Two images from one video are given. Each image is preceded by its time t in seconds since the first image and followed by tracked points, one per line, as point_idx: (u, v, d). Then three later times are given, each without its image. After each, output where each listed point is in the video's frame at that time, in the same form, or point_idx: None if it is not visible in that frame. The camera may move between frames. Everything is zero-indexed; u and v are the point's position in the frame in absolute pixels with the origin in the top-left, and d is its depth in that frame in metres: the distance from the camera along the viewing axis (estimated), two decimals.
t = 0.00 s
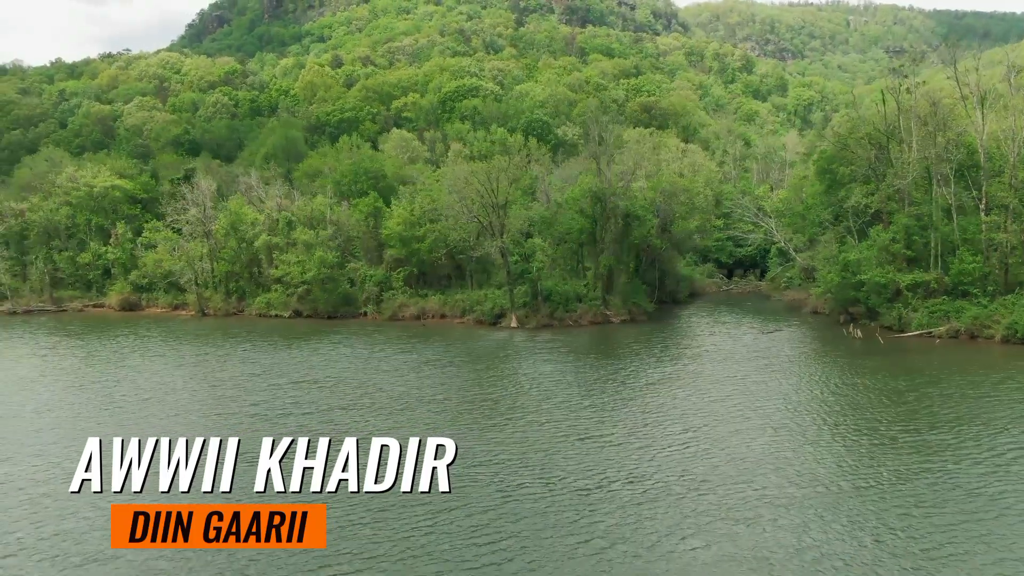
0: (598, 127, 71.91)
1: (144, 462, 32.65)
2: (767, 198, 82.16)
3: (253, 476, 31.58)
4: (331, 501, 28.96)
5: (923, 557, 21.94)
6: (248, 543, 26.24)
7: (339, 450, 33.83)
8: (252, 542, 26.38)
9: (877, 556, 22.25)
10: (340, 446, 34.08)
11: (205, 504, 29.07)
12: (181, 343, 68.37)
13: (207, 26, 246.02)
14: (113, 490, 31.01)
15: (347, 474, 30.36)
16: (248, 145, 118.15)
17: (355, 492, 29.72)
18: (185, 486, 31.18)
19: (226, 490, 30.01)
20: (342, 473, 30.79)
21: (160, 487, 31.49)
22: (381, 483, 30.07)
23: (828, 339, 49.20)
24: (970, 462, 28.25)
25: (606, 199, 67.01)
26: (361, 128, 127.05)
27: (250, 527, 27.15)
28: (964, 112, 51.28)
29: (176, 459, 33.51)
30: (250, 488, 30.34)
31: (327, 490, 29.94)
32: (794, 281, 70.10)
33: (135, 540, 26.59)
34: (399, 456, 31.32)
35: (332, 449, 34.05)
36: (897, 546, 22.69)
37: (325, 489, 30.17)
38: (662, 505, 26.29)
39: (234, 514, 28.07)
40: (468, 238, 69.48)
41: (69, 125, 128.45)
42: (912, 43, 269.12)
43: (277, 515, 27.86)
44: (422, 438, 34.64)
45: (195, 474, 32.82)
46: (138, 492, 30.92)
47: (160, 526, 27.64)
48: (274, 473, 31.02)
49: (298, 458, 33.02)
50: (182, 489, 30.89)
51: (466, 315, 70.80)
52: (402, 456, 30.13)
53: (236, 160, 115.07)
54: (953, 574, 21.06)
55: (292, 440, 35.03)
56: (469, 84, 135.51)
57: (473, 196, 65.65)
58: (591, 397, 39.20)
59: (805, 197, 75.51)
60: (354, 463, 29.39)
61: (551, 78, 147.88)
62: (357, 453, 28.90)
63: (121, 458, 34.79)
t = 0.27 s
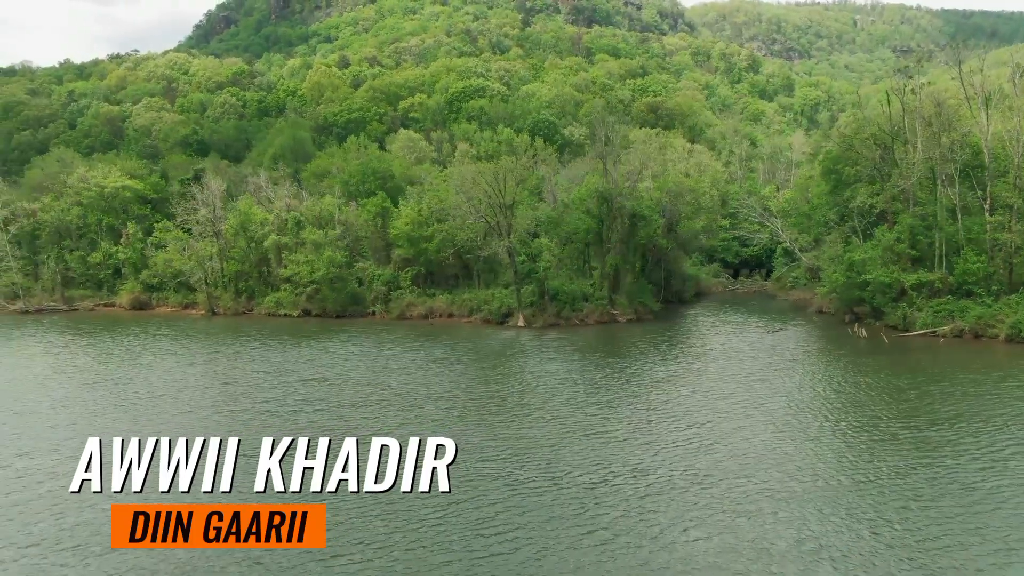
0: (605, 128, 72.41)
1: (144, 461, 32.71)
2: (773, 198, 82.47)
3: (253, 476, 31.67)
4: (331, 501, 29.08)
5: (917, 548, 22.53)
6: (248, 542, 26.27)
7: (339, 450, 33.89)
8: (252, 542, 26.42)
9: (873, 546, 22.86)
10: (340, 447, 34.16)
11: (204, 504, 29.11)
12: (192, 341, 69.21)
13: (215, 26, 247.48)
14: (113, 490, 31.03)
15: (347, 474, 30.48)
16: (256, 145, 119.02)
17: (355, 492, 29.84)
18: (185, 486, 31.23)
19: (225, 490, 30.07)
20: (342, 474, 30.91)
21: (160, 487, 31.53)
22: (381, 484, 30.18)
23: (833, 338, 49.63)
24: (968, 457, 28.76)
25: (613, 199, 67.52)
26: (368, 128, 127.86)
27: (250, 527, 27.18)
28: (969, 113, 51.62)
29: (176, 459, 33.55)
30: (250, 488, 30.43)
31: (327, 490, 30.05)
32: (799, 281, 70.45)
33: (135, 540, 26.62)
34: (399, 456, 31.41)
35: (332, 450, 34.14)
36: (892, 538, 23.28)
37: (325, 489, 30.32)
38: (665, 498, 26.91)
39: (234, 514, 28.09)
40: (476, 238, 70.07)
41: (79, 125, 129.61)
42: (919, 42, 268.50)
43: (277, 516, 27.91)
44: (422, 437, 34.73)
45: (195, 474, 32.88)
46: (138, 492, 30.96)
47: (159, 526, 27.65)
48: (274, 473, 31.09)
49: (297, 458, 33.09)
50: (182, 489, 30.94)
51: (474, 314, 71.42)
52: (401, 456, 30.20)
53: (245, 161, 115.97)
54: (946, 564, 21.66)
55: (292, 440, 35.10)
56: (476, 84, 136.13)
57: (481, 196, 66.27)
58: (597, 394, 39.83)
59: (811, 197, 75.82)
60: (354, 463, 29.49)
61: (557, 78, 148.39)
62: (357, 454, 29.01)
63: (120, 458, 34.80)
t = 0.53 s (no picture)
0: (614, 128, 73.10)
1: (144, 462, 33.10)
2: (781, 198, 82.88)
3: (254, 476, 31.93)
4: (331, 501, 29.29)
5: (912, 536, 23.41)
6: (248, 543, 26.60)
7: (339, 450, 34.13)
8: (253, 542, 26.74)
9: (870, 535, 23.74)
10: (340, 447, 34.40)
11: (205, 504, 29.42)
12: (207, 339, 70.43)
13: (226, 26, 249.57)
14: (114, 490, 31.41)
15: (347, 474, 30.72)
16: (268, 146, 120.32)
17: (355, 492, 30.07)
18: (185, 487, 31.55)
19: (225, 490, 30.36)
20: (342, 473, 31.15)
21: (160, 487, 31.87)
22: (381, 483, 30.41)
23: (840, 337, 50.21)
24: (966, 451, 29.47)
25: (622, 200, 68.23)
26: (379, 128, 128.97)
27: (250, 527, 27.49)
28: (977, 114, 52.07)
29: (176, 459, 33.88)
30: (250, 488, 30.68)
31: (327, 490, 30.28)
32: (808, 281, 70.92)
33: (135, 540, 27.02)
34: (399, 456, 31.65)
35: (332, 450, 34.37)
36: (887, 527, 24.17)
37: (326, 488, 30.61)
38: (669, 488, 27.75)
39: (234, 514, 28.39)
40: (486, 238, 70.95)
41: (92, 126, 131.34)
42: (930, 41, 267.38)
43: (277, 515, 28.18)
44: (422, 438, 34.94)
45: (195, 474, 33.21)
46: (138, 492, 31.31)
47: (160, 525, 28.02)
48: (274, 473, 31.31)
49: (298, 458, 33.33)
50: (182, 489, 31.26)
51: (484, 313, 72.30)
52: (401, 456, 30.44)
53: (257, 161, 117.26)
54: (939, 551, 22.54)
55: (292, 441, 35.34)
56: (486, 85, 136.97)
57: (492, 197, 67.16)
58: (604, 390, 40.66)
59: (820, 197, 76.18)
60: (354, 463, 29.73)
61: (566, 78, 149.02)
62: (358, 454, 29.28)
63: (121, 458, 35.18)
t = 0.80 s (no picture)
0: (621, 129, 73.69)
1: (144, 462, 33.31)
2: (787, 198, 83.14)
3: (254, 476, 32.04)
4: (331, 501, 29.40)
5: (908, 528, 23.92)
6: (248, 543, 26.67)
7: (339, 450, 34.26)
8: (252, 542, 26.83)
9: (867, 527, 24.28)
10: (340, 447, 34.52)
11: (204, 504, 29.53)
12: (218, 338, 71.30)
13: (234, 27, 251.29)
14: (113, 490, 31.62)
15: (347, 474, 30.84)
16: (276, 146, 121.25)
17: (355, 492, 30.18)
18: (185, 487, 31.71)
19: (225, 490, 30.46)
20: (342, 474, 31.26)
21: (160, 487, 32.07)
22: (381, 484, 30.51)
23: (844, 336, 50.63)
24: (966, 447, 29.93)
25: (628, 200, 68.80)
26: (386, 129, 129.76)
27: (249, 527, 27.58)
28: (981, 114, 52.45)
29: (176, 459, 34.05)
30: (250, 488, 30.78)
31: (327, 490, 30.39)
32: (814, 280, 71.23)
33: (134, 541, 27.13)
34: (399, 456, 31.77)
35: (332, 450, 34.50)
36: (884, 519, 24.68)
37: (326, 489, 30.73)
38: (672, 482, 28.33)
39: (234, 514, 28.48)
40: (494, 238, 71.56)
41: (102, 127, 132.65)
42: (938, 41, 266.57)
43: (276, 516, 28.26)
44: (422, 438, 35.05)
45: (195, 474, 33.37)
46: (138, 491, 31.51)
47: (160, 526, 28.14)
48: (274, 473, 31.43)
49: (297, 458, 33.45)
50: (182, 489, 31.41)
51: (492, 312, 72.93)
52: (401, 456, 30.55)
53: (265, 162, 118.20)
54: (935, 542, 23.07)
55: (292, 441, 35.46)
56: (493, 85, 137.56)
57: (500, 197, 67.82)
58: (609, 387, 41.25)
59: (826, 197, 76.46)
60: (354, 463, 29.87)
61: (573, 78, 149.48)
62: (358, 454, 29.43)
63: (121, 458, 35.38)
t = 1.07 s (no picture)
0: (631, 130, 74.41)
1: (144, 462, 33.37)
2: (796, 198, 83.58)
3: (254, 476, 32.18)
4: (332, 500, 29.53)
5: (905, 518, 24.65)
6: (248, 542, 26.76)
7: (339, 450, 34.41)
8: (252, 542, 26.90)
9: (867, 517, 25.01)
10: (340, 447, 34.70)
11: (204, 504, 29.59)
12: (233, 336, 72.47)
13: (244, 27, 253.22)
14: (114, 490, 31.67)
15: (347, 474, 30.98)
16: (288, 146, 122.47)
17: (355, 491, 30.32)
18: (185, 486, 31.77)
19: (225, 490, 30.60)
20: (342, 473, 31.42)
21: (160, 487, 32.11)
22: (381, 483, 30.67)
23: (851, 335, 51.17)
24: (966, 441, 30.58)
25: (638, 200, 69.54)
26: (397, 129, 130.90)
27: (250, 527, 27.67)
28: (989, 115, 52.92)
29: (176, 459, 34.11)
30: (250, 488, 30.92)
31: (327, 490, 30.54)
32: (822, 280, 71.68)
33: (135, 540, 27.18)
34: (399, 456, 31.95)
35: (332, 450, 34.65)
36: (882, 510, 25.41)
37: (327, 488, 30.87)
38: (677, 474, 29.11)
39: (234, 514, 28.59)
40: (504, 237, 72.38)
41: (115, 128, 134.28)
42: (949, 40, 265.51)
43: (277, 515, 28.37)
44: (422, 438, 35.20)
45: (195, 474, 33.43)
46: (138, 492, 31.57)
47: (160, 525, 28.18)
48: (274, 473, 31.56)
49: (297, 458, 33.60)
50: (182, 489, 31.47)
51: (502, 311, 73.75)
52: (401, 456, 30.71)
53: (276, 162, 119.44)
54: (931, 531, 23.79)
55: (292, 441, 35.61)
56: (503, 86, 138.45)
57: (511, 198, 68.68)
58: (617, 384, 42.05)
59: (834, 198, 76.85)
60: (354, 463, 30.05)
61: (582, 79, 150.12)
62: (359, 453, 29.63)
63: (121, 459, 35.45)
